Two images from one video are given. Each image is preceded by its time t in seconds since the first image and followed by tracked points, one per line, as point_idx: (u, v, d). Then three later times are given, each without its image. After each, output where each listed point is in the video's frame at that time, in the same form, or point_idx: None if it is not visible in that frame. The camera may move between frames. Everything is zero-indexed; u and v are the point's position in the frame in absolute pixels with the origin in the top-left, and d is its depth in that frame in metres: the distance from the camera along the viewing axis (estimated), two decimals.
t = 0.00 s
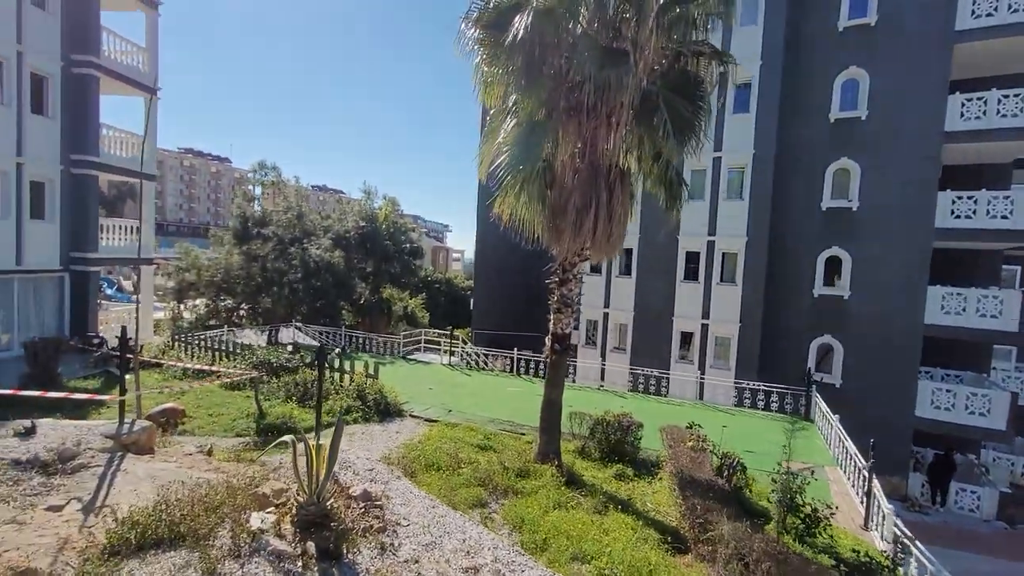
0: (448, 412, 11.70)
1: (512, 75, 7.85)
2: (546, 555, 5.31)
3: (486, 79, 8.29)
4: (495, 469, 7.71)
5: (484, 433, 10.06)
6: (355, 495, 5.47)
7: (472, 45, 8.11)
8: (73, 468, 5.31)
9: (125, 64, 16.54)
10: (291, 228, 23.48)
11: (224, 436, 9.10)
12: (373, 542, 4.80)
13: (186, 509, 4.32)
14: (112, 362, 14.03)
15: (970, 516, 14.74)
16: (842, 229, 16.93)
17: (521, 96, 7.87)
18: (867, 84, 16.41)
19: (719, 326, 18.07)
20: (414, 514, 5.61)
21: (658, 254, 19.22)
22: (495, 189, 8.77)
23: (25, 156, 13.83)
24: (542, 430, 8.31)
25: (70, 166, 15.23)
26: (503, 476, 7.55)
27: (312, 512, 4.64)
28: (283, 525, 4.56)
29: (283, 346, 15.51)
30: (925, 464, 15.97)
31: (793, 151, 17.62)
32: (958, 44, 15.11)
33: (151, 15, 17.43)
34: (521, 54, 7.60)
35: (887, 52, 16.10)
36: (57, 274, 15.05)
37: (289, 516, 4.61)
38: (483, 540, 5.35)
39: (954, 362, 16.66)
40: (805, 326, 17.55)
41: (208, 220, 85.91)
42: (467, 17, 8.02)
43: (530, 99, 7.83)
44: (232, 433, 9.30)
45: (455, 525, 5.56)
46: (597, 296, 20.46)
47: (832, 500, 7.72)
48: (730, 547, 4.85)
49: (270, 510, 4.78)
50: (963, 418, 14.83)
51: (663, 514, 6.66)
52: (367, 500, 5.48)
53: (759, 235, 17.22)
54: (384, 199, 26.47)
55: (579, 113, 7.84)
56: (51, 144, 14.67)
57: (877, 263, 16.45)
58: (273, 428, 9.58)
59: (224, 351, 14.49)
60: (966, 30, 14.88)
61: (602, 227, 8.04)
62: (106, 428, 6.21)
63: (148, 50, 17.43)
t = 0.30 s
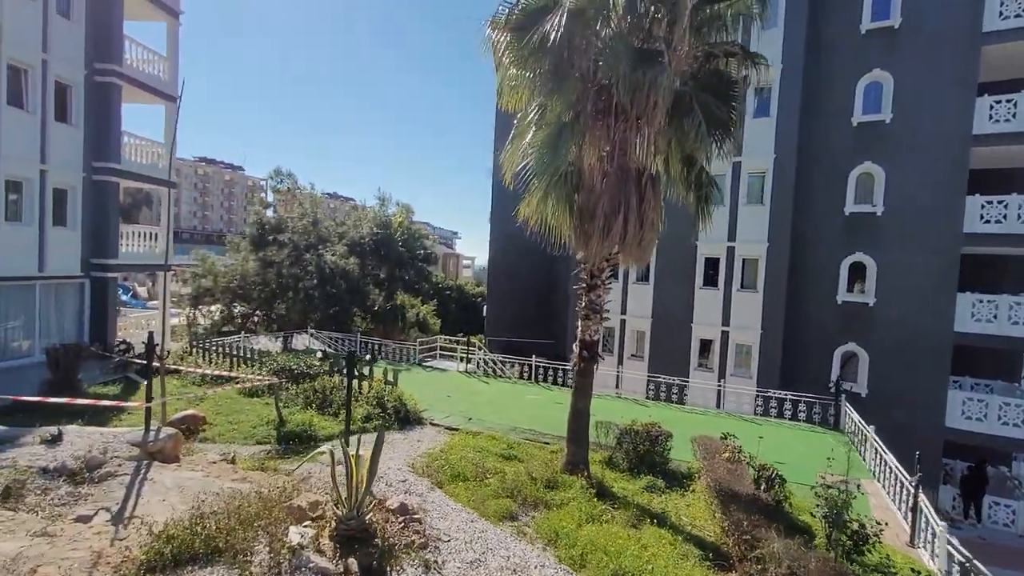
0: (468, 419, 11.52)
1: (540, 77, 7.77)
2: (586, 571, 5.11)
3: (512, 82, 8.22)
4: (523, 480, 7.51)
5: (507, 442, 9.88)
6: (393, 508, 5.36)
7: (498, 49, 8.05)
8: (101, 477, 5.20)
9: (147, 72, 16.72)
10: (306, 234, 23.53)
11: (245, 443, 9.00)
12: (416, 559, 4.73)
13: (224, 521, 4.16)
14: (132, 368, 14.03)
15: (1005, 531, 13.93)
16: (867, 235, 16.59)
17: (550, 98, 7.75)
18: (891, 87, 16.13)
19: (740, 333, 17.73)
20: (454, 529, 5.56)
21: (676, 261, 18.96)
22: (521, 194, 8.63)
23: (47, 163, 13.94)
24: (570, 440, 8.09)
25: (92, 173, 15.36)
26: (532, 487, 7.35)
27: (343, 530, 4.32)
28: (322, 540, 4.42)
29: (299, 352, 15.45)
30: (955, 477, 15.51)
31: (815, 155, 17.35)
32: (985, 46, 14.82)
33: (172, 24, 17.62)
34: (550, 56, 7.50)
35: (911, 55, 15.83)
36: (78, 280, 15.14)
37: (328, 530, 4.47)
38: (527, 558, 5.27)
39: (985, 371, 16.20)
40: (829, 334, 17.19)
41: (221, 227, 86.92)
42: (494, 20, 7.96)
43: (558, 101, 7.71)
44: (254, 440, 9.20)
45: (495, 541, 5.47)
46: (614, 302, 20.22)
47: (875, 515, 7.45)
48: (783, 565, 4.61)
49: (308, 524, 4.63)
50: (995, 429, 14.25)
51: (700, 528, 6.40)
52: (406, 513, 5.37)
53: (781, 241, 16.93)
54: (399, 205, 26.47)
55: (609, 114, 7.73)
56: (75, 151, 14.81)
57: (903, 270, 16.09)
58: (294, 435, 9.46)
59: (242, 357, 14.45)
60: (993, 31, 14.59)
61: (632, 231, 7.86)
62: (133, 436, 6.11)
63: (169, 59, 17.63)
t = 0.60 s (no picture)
0: (482, 431, 11.31)
1: (563, 84, 7.65)
2: None
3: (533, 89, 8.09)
4: (547, 497, 7.30)
5: (524, 455, 9.68)
6: (430, 534, 5.05)
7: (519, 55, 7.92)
8: (118, 497, 5.00)
9: (156, 80, 16.67)
10: (313, 242, 23.41)
11: (258, 457, 8.82)
12: None
13: (254, 551, 3.81)
14: (139, 378, 13.82)
15: None
16: (881, 242, 16.42)
17: (573, 106, 7.61)
18: (904, 94, 16.03)
19: (752, 342, 17.50)
20: (493, 557, 5.40)
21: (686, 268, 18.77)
22: (541, 203, 8.48)
23: (56, 170, 13.85)
24: (592, 454, 7.89)
25: (101, 181, 15.28)
26: (557, 504, 7.14)
27: (384, 554, 4.29)
28: (359, 571, 4.27)
29: (308, 362, 15.27)
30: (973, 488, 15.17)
31: (827, 162, 17.22)
32: (999, 53, 14.77)
33: (181, 31, 17.60)
34: (574, 63, 7.39)
35: (924, 61, 15.76)
36: (86, 288, 15.00)
37: (365, 560, 4.35)
38: None
39: (1003, 381, 15.98)
40: (843, 343, 16.98)
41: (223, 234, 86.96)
42: (516, 27, 7.85)
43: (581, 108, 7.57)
44: (267, 454, 9.03)
45: (537, 569, 5.34)
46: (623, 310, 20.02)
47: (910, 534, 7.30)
48: None
49: (343, 553, 4.47)
50: (1015, 440, 14.22)
51: (733, 548, 6.21)
52: (442, 540, 5.08)
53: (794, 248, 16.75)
54: (405, 213, 26.36)
55: (634, 121, 7.58)
56: (84, 159, 14.72)
57: (918, 278, 15.94)
58: (307, 448, 9.29)
59: (251, 367, 14.28)
60: (1008, 38, 14.55)
61: (656, 241, 7.70)
62: (149, 453, 5.93)
63: (178, 66, 17.59)
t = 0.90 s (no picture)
0: (498, 438, 11.18)
1: (587, 88, 7.58)
2: None
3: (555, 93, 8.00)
4: (573, 506, 7.16)
5: (544, 462, 9.56)
6: (475, 550, 5.22)
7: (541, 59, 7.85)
8: (144, 510, 4.86)
9: (166, 86, 16.65)
10: (320, 247, 23.32)
11: (274, 466, 8.71)
12: None
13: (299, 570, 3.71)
14: (149, 385, 13.69)
15: None
16: (894, 247, 16.32)
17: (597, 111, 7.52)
18: (915, 98, 15.96)
19: (764, 347, 17.34)
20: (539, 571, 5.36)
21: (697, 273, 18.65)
22: (564, 209, 8.41)
23: (66, 176, 13.78)
24: (616, 463, 7.76)
25: (110, 187, 15.20)
26: (583, 514, 6.99)
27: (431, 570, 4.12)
28: None
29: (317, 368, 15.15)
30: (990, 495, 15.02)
31: (839, 166, 17.13)
32: (1011, 58, 14.80)
33: (191, 37, 17.59)
34: (600, 67, 7.31)
35: (936, 66, 15.74)
36: (94, 294, 14.91)
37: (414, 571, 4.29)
38: None
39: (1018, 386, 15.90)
40: (856, 349, 16.85)
41: (225, 239, 87.11)
42: (538, 30, 7.80)
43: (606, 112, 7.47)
44: (283, 462, 8.90)
45: None
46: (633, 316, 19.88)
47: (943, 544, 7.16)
48: None
49: (388, 568, 4.28)
50: None
51: (769, 559, 6.07)
52: (488, 555, 5.24)
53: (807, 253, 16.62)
54: (412, 218, 26.28)
55: (659, 125, 7.48)
56: (94, 165, 14.65)
57: (932, 283, 15.84)
58: (324, 457, 9.18)
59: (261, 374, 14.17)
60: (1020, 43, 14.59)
61: (681, 246, 7.61)
62: (173, 463, 5.80)
63: (187, 72, 17.57)
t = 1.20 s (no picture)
0: (512, 445, 11.04)
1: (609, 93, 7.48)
2: None
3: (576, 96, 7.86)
4: (597, 517, 7.01)
5: (561, 470, 9.42)
6: (514, 569, 5.07)
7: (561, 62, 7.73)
8: (166, 526, 4.73)
9: (172, 89, 16.56)
10: (325, 251, 23.20)
11: (288, 475, 8.58)
12: None
13: None
14: (158, 392, 13.59)
15: None
16: (904, 250, 16.22)
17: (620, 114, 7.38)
18: (926, 101, 15.88)
19: (774, 351, 17.18)
20: None
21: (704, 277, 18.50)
22: (584, 213, 8.31)
23: (73, 180, 13.66)
24: (638, 472, 7.63)
25: (117, 192, 15.10)
26: (608, 525, 6.85)
27: None
28: None
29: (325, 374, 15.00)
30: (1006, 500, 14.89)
31: (850, 170, 17.01)
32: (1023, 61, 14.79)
33: (197, 41, 17.51)
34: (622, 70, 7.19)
35: (947, 69, 15.69)
36: (100, 299, 14.78)
37: None
38: None
39: None
40: (867, 352, 16.71)
41: (225, 242, 87.00)
42: (558, 33, 7.67)
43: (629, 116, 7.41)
44: (297, 471, 8.79)
45: None
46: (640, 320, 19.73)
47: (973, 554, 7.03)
48: None
49: None
50: None
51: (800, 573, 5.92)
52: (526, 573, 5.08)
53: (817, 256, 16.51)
54: (416, 221, 26.14)
55: (682, 130, 7.37)
56: (101, 169, 14.54)
57: (944, 286, 15.74)
58: (338, 466, 9.06)
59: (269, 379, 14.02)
60: None
61: (704, 252, 7.48)
62: (192, 475, 5.67)
63: (193, 76, 17.47)
